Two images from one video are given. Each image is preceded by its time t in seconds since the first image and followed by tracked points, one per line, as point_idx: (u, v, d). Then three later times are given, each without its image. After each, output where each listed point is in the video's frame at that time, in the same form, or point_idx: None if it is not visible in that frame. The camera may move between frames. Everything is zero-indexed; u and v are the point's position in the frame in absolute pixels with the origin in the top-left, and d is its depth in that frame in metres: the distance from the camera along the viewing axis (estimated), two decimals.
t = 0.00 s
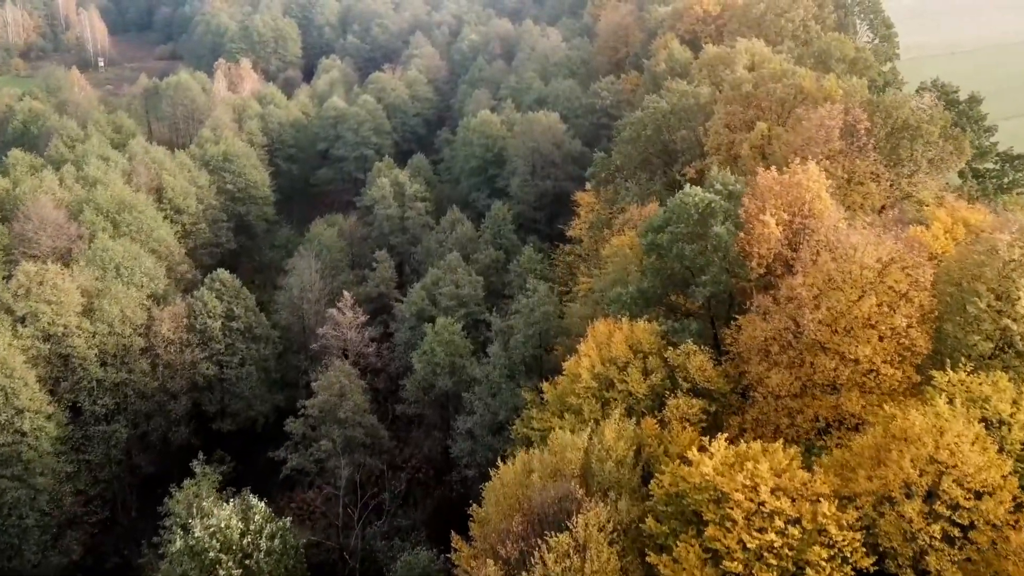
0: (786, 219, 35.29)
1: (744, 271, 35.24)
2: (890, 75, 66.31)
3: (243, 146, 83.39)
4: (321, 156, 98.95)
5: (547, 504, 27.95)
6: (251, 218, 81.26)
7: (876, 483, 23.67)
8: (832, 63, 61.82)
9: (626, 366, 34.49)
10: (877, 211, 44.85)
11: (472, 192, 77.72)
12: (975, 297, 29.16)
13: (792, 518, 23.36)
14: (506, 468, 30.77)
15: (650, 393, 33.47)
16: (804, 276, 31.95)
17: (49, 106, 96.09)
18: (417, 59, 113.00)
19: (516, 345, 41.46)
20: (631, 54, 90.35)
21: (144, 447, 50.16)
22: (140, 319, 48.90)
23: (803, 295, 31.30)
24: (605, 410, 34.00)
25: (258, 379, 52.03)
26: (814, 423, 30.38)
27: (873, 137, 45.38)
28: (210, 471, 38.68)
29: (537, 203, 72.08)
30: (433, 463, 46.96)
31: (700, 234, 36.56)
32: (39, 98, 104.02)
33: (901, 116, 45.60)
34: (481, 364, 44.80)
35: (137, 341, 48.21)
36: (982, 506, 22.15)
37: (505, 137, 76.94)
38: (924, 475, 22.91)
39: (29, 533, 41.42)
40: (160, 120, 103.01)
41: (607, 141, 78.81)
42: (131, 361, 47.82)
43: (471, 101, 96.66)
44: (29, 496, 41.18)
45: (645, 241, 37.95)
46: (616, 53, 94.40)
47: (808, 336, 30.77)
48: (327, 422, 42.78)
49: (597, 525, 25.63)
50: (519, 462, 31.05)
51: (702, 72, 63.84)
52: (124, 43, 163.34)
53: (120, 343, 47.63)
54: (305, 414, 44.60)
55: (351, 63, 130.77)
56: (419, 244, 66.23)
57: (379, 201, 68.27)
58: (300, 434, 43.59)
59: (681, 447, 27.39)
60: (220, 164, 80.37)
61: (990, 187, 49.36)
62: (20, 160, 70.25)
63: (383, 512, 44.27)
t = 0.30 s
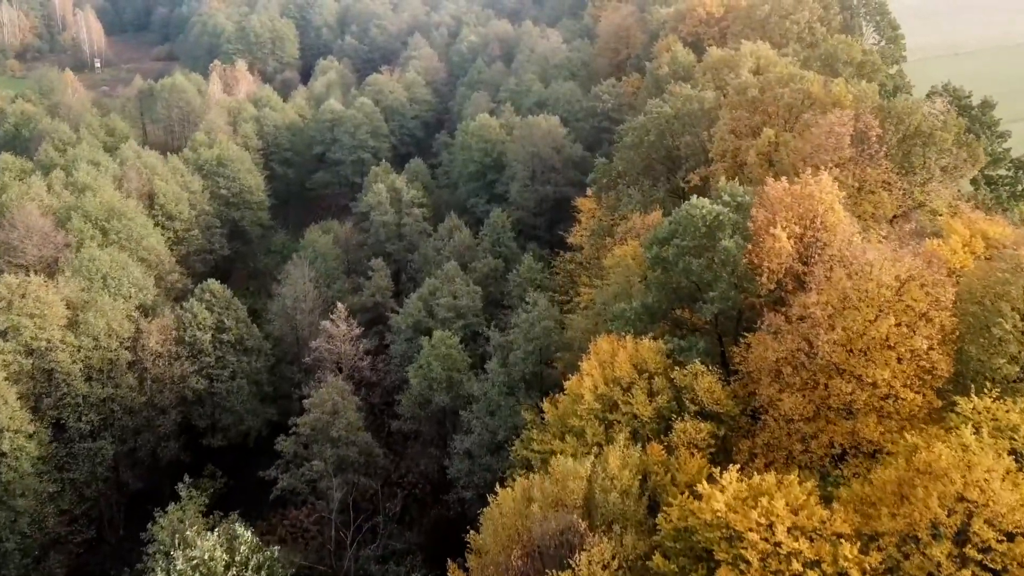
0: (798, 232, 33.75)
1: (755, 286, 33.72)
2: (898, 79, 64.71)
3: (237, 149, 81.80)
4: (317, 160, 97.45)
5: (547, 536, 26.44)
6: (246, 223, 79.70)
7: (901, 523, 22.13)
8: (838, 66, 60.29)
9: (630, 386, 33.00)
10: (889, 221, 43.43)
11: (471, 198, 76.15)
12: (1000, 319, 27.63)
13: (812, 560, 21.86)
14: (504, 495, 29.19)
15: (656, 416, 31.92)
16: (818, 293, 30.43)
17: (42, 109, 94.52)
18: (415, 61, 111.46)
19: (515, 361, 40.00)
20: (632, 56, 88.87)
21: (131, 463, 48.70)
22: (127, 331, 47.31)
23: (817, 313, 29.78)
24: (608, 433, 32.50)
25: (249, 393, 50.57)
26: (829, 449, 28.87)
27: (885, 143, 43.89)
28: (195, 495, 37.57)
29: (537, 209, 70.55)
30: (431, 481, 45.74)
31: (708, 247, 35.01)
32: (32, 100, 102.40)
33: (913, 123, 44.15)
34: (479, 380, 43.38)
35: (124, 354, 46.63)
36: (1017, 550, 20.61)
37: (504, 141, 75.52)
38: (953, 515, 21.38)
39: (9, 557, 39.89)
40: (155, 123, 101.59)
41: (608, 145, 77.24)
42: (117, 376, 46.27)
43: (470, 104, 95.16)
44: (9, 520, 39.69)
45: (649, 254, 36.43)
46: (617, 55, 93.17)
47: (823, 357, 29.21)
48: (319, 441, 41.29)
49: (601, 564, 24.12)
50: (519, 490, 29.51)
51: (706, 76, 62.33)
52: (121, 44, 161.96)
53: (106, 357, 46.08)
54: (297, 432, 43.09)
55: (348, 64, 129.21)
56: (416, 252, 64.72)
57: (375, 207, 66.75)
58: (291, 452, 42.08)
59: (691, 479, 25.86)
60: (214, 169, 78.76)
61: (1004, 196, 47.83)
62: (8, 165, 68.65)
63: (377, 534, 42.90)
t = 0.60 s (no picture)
0: (813, 249, 31.99)
1: (768, 307, 31.95)
2: (909, 83, 62.77)
3: (231, 154, 80.01)
4: (313, 164, 95.71)
5: None
6: (240, 230, 77.95)
7: None
8: (847, 70, 58.49)
9: (636, 412, 31.30)
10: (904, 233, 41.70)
11: (469, 204, 74.38)
12: None
13: None
14: (502, 530, 27.41)
15: (663, 446, 30.16)
16: (837, 316, 28.66)
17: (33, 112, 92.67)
18: (413, 63, 109.60)
19: (515, 381, 38.25)
20: (634, 59, 87.08)
21: (116, 484, 47.04)
22: (111, 348, 45.55)
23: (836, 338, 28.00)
24: (613, 463, 30.73)
25: (239, 411, 48.87)
26: (848, 484, 27.11)
27: (900, 152, 42.23)
28: (178, 524, 36.38)
29: (537, 216, 68.81)
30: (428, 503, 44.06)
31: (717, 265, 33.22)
32: (23, 102, 100.62)
33: (929, 130, 42.44)
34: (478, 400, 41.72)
35: (108, 372, 44.84)
36: None
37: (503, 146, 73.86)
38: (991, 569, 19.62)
39: None
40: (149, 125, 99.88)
41: (609, 150, 75.43)
42: (100, 394, 44.50)
43: (468, 107, 93.37)
44: None
45: (655, 272, 34.67)
46: (618, 57, 91.55)
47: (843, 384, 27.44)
48: (309, 465, 39.59)
49: None
50: (517, 527, 27.79)
51: (711, 81, 60.54)
52: (118, 43, 160.15)
53: (89, 375, 44.29)
54: (286, 454, 41.37)
55: (346, 65, 127.42)
56: (413, 261, 62.97)
57: (371, 215, 65.00)
58: (281, 477, 40.36)
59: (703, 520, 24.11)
60: (206, 175, 77.00)
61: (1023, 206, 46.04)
62: None
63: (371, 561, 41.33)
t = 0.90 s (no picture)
0: (828, 266, 30.52)
1: (781, 327, 30.42)
2: (917, 87, 61.19)
3: (225, 158, 78.44)
4: (310, 168, 94.19)
5: None
6: (234, 236, 76.41)
7: None
8: (855, 74, 56.87)
9: (642, 438, 29.79)
10: (917, 245, 40.20)
11: (468, 210, 72.84)
12: None
13: None
14: (501, 566, 25.67)
15: (671, 474, 28.63)
16: (855, 338, 27.16)
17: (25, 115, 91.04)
18: (411, 65, 108.01)
19: (514, 400, 36.67)
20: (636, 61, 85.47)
21: (102, 503, 45.57)
22: (96, 363, 43.98)
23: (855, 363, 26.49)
24: (617, 491, 29.22)
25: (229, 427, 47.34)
26: (868, 517, 25.57)
27: (914, 160, 40.65)
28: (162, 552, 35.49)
29: (537, 222, 67.26)
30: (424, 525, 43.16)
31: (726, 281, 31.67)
32: (16, 105, 98.99)
33: (944, 138, 40.90)
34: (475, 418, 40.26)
35: (92, 388, 43.31)
36: None
37: (502, 150, 72.29)
38: None
39: None
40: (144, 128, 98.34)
41: (611, 154, 73.82)
42: (85, 411, 42.96)
43: (467, 110, 91.78)
44: None
45: (661, 288, 33.13)
46: (619, 58, 89.99)
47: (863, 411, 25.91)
48: (300, 487, 38.09)
49: None
50: (516, 563, 26.28)
51: (716, 85, 58.97)
52: (115, 45, 158.63)
53: (73, 392, 42.77)
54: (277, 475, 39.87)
55: (344, 67, 125.89)
56: (410, 269, 61.46)
57: (367, 221, 63.46)
58: (271, 499, 38.91)
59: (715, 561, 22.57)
60: (200, 180, 75.43)
61: None
62: None
63: None
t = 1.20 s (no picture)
0: (847, 289, 28.84)
1: (797, 352, 28.67)
2: (928, 92, 59.36)
3: (218, 164, 76.56)
4: (306, 173, 92.41)
5: None
6: (227, 243, 74.56)
7: None
8: (864, 78, 55.05)
9: (649, 470, 28.11)
10: (934, 259, 38.38)
11: (467, 217, 71.07)
12: None
13: None
14: None
15: (681, 510, 26.90)
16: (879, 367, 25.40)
17: (15, 118, 89.05)
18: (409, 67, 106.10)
19: (513, 424, 34.89)
20: (639, 64, 83.75)
21: (85, 526, 43.80)
22: (77, 382, 42.15)
23: (878, 394, 24.76)
24: (624, 529, 27.46)
25: (217, 447, 45.60)
26: (893, 562, 23.81)
27: (933, 172, 38.77)
28: None
29: (537, 230, 65.49)
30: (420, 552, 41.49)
31: (737, 303, 29.87)
32: (7, 108, 97.05)
33: (965, 148, 38.88)
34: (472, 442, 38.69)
35: (74, 408, 41.51)
36: None
37: (502, 156, 70.52)
38: None
39: None
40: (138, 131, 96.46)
41: (613, 160, 71.97)
42: (66, 432, 41.14)
43: (466, 113, 89.99)
44: None
45: (668, 309, 31.47)
46: (621, 61, 89.06)
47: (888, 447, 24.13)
48: (289, 515, 36.39)
49: None
50: None
51: (723, 91, 57.17)
52: (111, 46, 156.44)
53: (53, 412, 40.95)
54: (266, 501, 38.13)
55: (342, 69, 124.16)
56: (407, 280, 59.71)
57: (362, 230, 61.62)
58: (259, 527, 37.21)
59: None
60: (192, 186, 73.52)
61: None
62: None
63: None
